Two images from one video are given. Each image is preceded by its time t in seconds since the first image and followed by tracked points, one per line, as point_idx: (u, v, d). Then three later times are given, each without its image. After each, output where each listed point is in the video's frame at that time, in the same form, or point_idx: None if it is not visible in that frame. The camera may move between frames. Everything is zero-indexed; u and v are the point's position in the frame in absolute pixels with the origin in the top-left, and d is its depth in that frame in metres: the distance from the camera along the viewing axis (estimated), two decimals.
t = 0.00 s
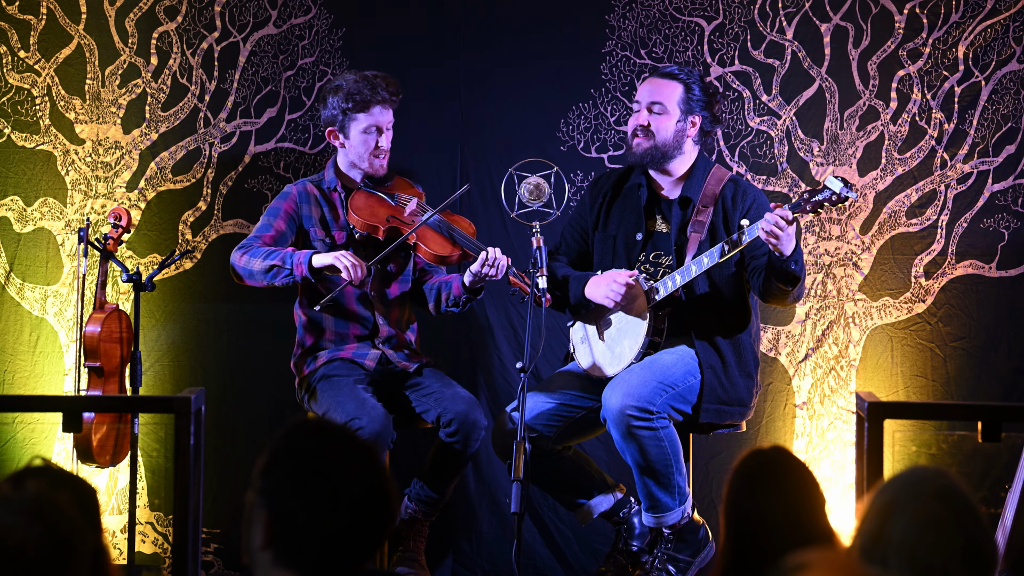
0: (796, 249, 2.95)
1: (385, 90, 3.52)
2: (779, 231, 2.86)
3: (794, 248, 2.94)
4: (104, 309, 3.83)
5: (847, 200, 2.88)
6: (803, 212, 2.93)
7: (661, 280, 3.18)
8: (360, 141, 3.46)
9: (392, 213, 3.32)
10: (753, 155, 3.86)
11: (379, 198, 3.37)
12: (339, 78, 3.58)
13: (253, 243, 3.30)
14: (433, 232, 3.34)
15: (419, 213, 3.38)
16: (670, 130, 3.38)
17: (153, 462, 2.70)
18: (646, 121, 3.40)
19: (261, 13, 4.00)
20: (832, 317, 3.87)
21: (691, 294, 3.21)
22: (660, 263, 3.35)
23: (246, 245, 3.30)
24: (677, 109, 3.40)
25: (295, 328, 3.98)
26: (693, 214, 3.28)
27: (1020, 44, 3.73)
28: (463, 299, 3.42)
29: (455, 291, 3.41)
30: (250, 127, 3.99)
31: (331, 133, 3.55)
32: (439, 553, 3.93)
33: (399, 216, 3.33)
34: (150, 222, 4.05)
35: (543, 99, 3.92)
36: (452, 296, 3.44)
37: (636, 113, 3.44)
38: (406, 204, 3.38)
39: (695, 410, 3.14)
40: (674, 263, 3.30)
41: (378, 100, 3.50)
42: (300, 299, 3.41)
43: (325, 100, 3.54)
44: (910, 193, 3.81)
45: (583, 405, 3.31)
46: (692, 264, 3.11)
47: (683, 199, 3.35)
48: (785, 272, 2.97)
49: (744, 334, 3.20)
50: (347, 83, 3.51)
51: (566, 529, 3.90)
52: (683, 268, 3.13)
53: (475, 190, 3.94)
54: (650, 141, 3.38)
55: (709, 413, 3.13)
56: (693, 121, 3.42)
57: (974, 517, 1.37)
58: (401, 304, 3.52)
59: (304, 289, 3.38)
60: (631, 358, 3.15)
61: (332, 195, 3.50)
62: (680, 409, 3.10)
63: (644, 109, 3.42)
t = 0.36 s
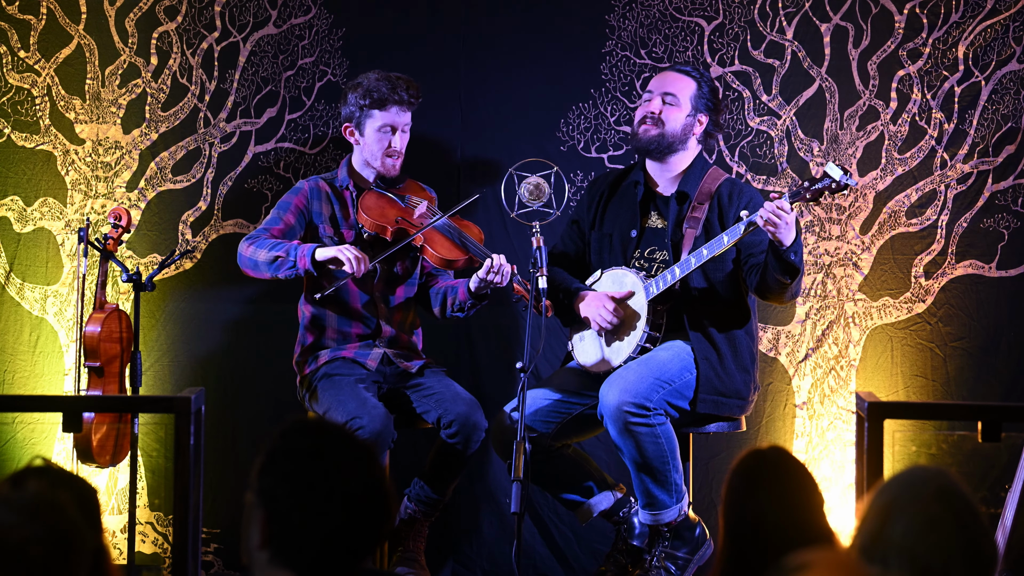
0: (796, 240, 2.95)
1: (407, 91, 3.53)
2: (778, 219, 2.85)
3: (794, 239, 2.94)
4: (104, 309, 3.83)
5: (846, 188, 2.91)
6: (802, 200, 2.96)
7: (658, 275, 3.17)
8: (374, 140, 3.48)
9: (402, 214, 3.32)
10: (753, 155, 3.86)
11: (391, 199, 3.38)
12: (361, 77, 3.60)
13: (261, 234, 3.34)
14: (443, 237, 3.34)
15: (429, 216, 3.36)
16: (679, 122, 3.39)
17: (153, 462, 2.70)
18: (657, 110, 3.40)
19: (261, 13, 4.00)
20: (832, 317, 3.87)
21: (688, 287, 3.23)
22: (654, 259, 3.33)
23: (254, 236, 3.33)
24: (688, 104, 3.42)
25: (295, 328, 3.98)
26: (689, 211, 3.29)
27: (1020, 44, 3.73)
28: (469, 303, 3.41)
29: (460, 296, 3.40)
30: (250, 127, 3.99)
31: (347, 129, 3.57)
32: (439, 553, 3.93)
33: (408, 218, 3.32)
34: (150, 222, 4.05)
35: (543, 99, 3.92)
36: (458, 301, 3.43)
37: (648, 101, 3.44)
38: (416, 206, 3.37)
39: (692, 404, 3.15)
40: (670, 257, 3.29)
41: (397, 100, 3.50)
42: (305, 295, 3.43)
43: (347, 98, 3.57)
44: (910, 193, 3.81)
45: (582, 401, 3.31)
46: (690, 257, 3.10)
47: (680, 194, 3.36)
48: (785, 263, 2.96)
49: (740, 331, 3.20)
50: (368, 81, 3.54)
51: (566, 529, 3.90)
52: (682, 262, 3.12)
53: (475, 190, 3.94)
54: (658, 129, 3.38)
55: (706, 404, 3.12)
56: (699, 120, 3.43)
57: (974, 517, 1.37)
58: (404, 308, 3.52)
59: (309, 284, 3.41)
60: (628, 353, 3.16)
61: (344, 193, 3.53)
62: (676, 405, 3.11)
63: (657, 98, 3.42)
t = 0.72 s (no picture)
0: (789, 236, 2.94)
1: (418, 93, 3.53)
2: (772, 214, 2.88)
3: (788, 235, 2.94)
4: (104, 309, 3.83)
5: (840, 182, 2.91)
6: (796, 195, 2.95)
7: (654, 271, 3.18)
8: (381, 140, 3.51)
9: (405, 216, 3.31)
10: (753, 155, 3.85)
11: (394, 201, 3.36)
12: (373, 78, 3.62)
13: (266, 229, 3.33)
14: (444, 240, 3.31)
15: (431, 220, 3.36)
16: (690, 123, 3.43)
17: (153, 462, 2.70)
18: (673, 107, 3.46)
19: (261, 13, 4.00)
20: (832, 318, 3.87)
21: (682, 283, 3.22)
22: (647, 256, 3.34)
23: (259, 230, 3.32)
24: (704, 107, 3.45)
25: (296, 328, 3.98)
26: (684, 208, 3.29)
27: (1020, 44, 3.73)
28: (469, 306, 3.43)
29: (461, 300, 3.40)
30: (250, 127, 3.99)
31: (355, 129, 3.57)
32: (439, 553, 3.93)
33: (411, 220, 3.32)
34: (150, 222, 4.05)
35: (544, 99, 3.92)
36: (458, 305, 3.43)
37: (665, 98, 3.49)
38: (419, 208, 3.36)
39: (687, 401, 3.13)
40: (663, 253, 3.31)
41: (404, 101, 3.51)
42: (307, 292, 3.46)
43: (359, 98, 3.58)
44: (910, 193, 3.81)
45: (581, 400, 3.32)
46: (686, 253, 3.11)
47: (675, 190, 3.36)
48: (778, 258, 2.95)
49: (734, 327, 3.20)
50: (378, 81, 3.55)
51: (566, 529, 3.90)
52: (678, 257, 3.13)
53: (475, 190, 3.93)
54: (668, 125, 3.43)
55: (700, 396, 3.10)
56: (710, 126, 3.47)
57: (976, 518, 1.37)
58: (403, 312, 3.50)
59: (312, 279, 3.43)
60: (625, 350, 3.17)
61: (349, 193, 3.55)
62: (671, 402, 3.10)
63: (674, 96, 3.47)
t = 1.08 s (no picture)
0: (792, 228, 2.95)
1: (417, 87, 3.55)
2: (772, 206, 2.88)
3: (791, 227, 2.94)
4: (104, 309, 3.83)
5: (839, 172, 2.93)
6: (796, 187, 2.96)
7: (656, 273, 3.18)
8: (387, 138, 3.51)
9: (410, 221, 3.31)
10: (753, 155, 3.85)
11: (399, 203, 3.36)
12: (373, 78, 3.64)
13: (266, 228, 3.35)
14: (448, 246, 3.30)
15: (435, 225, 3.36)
16: (675, 121, 3.40)
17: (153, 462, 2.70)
18: (655, 109, 3.40)
19: (261, 13, 4.01)
20: (832, 318, 3.87)
21: (686, 281, 3.24)
22: (654, 258, 3.34)
23: (257, 229, 3.33)
24: (683, 101, 3.44)
25: (296, 329, 3.98)
26: (686, 209, 3.30)
27: (1020, 44, 3.73)
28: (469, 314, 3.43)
29: (461, 307, 3.41)
30: (250, 127, 3.99)
31: (360, 130, 3.59)
32: (439, 553, 3.93)
33: (416, 225, 3.32)
34: (150, 222, 4.05)
35: (544, 99, 3.92)
36: (459, 311, 3.45)
37: (644, 101, 3.44)
38: (424, 213, 3.37)
39: (691, 403, 3.14)
40: (668, 255, 3.32)
41: (406, 97, 3.53)
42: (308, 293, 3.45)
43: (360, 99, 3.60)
44: (910, 193, 3.81)
45: (580, 403, 3.32)
46: (687, 252, 3.11)
47: (676, 191, 3.36)
48: (782, 251, 2.96)
49: (737, 322, 3.20)
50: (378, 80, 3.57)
51: (566, 529, 3.90)
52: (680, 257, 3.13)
53: (475, 190, 3.94)
54: (657, 126, 3.38)
55: (706, 398, 3.11)
56: (693, 117, 3.46)
57: (977, 519, 1.37)
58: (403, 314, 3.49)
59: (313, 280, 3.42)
60: (630, 351, 3.16)
61: (355, 193, 3.54)
62: (676, 403, 3.11)
63: (653, 98, 3.43)
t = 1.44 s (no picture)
0: (792, 223, 2.95)
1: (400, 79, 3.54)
2: (771, 200, 2.87)
3: (791, 222, 2.94)
4: (104, 309, 3.83)
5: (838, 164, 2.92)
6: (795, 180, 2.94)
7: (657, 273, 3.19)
8: (377, 131, 3.51)
9: (406, 213, 3.31)
10: (753, 155, 3.86)
11: (394, 197, 3.36)
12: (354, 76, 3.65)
13: (266, 232, 3.34)
14: (446, 236, 3.31)
15: (433, 216, 3.36)
16: (680, 122, 3.40)
17: (154, 462, 2.70)
18: (661, 109, 3.40)
19: (261, 13, 4.01)
20: (832, 318, 3.87)
21: (690, 281, 3.23)
22: (657, 259, 3.34)
23: (258, 234, 3.33)
24: (686, 100, 3.44)
25: (296, 329, 3.98)
26: (690, 209, 3.29)
27: (1020, 44, 3.73)
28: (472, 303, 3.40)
29: (463, 296, 3.39)
30: (250, 127, 3.99)
31: (349, 129, 3.60)
32: (439, 553, 3.93)
33: (412, 217, 3.32)
34: (150, 222, 4.05)
35: (543, 99, 3.92)
36: (461, 301, 3.42)
37: (648, 101, 3.43)
38: (421, 205, 3.36)
39: (697, 404, 3.14)
40: (672, 255, 3.31)
41: (391, 88, 3.53)
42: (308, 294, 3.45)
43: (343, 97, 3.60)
44: (910, 193, 3.81)
45: (581, 404, 3.31)
46: (688, 251, 3.12)
47: (680, 191, 3.35)
48: (784, 247, 2.97)
49: (741, 321, 3.21)
50: (360, 75, 3.57)
51: (566, 529, 3.90)
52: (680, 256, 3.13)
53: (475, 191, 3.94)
54: (663, 127, 3.38)
55: (712, 402, 3.12)
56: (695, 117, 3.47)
57: (975, 518, 1.37)
58: (407, 308, 3.50)
59: (312, 281, 3.42)
60: (633, 354, 3.15)
61: (350, 192, 3.55)
62: (682, 407, 3.09)
63: (658, 97, 3.42)
